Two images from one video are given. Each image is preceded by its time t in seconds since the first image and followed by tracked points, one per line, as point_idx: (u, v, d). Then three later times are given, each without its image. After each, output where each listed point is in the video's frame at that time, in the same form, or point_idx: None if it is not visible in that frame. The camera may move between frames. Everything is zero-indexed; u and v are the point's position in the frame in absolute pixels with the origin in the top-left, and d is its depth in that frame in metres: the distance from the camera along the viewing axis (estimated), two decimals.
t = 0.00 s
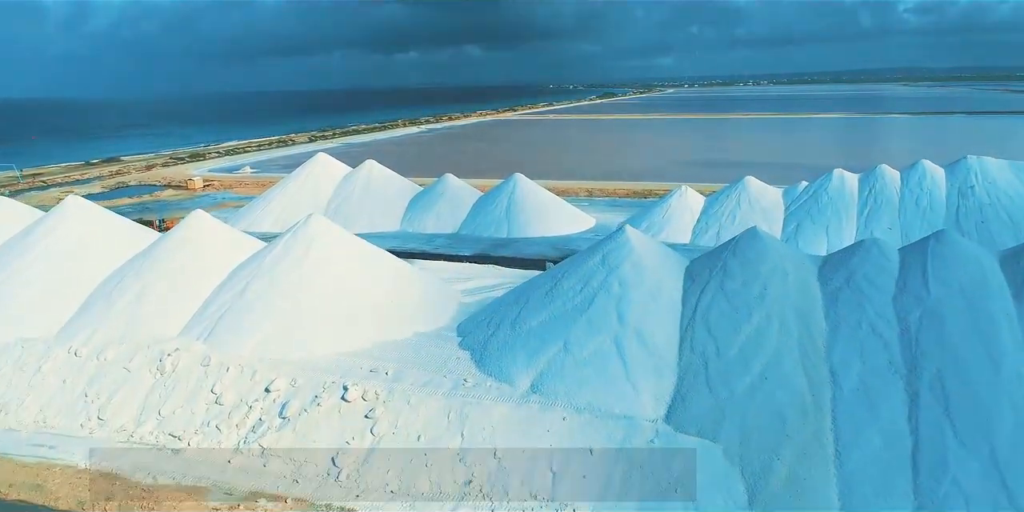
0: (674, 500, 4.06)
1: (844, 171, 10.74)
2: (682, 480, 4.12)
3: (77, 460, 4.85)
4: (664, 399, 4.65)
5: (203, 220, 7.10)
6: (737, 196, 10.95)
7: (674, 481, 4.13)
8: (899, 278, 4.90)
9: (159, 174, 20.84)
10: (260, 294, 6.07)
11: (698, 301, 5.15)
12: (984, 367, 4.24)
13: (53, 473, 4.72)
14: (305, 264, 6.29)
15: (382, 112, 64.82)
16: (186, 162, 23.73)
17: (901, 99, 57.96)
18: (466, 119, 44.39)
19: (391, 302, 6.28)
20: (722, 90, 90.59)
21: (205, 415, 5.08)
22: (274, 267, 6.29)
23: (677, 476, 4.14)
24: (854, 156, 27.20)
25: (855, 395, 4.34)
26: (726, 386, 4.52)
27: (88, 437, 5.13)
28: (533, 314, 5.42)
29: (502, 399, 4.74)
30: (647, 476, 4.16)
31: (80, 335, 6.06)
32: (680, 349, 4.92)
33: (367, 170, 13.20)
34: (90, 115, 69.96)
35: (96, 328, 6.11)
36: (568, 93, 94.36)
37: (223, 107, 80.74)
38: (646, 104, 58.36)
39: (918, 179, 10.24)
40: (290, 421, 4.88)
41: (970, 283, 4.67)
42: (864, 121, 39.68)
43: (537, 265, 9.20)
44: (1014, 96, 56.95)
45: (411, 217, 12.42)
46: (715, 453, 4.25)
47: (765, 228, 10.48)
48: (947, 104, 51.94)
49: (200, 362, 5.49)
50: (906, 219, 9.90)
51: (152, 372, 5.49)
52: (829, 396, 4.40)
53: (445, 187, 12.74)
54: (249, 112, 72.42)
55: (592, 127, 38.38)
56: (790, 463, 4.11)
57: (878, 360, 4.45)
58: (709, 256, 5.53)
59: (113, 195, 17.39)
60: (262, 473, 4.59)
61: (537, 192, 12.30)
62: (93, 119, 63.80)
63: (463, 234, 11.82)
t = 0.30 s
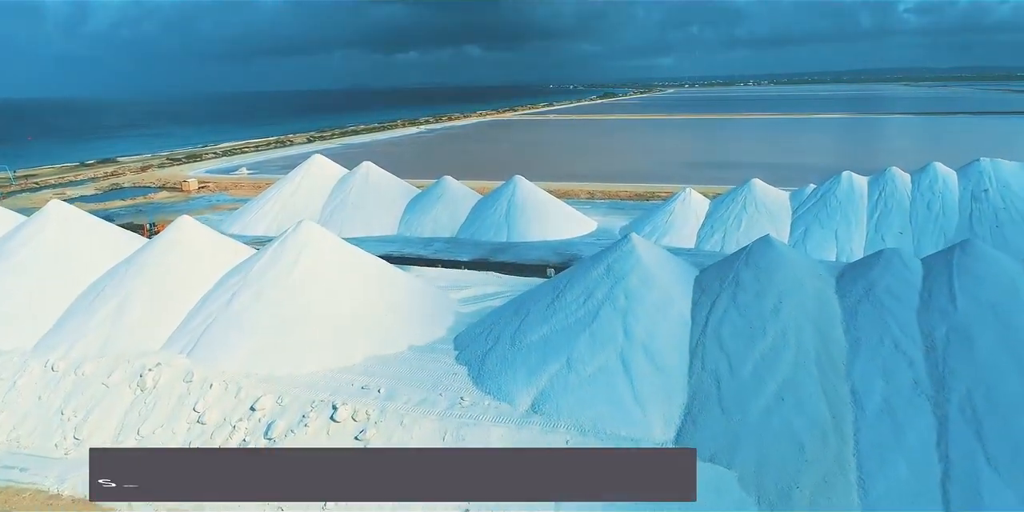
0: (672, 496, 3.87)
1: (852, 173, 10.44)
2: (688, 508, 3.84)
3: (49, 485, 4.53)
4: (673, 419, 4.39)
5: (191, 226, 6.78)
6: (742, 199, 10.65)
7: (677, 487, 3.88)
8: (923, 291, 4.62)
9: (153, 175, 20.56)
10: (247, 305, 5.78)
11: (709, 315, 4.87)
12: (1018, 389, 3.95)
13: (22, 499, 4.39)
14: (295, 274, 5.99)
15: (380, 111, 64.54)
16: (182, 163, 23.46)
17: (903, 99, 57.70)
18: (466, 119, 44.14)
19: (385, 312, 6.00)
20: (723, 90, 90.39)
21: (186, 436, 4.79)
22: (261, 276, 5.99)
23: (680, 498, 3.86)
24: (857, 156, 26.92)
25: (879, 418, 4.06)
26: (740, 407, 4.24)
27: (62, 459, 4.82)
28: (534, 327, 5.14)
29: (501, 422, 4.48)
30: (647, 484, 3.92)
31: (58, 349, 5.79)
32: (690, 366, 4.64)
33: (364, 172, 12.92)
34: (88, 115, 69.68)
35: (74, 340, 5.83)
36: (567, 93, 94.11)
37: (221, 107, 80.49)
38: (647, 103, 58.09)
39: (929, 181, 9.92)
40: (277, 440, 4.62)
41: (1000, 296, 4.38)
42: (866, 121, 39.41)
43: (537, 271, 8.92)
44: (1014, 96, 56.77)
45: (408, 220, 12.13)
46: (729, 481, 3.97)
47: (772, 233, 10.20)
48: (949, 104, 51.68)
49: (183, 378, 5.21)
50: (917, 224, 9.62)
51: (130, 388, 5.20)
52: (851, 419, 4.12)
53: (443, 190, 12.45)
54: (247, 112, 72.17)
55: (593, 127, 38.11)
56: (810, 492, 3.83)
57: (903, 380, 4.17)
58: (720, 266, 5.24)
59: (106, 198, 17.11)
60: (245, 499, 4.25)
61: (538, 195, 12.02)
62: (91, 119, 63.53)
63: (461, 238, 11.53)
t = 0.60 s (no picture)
0: (671, 497, 3.71)
1: (866, 177, 10.08)
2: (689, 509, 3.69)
3: None
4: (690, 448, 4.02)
5: (169, 235, 6.39)
6: (751, 203, 10.26)
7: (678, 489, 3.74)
8: (960, 310, 4.23)
9: (147, 177, 20.18)
10: (229, 320, 5.40)
11: (725, 335, 4.49)
12: None
13: None
14: (280, 288, 5.62)
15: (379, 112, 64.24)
16: (177, 165, 23.08)
17: (904, 99, 57.34)
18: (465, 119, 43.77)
19: (376, 327, 5.62)
20: (723, 90, 90.04)
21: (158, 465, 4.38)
22: (244, 289, 5.61)
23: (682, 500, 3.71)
24: (861, 156, 26.55)
25: (917, 454, 3.68)
26: (762, 438, 3.86)
27: (23, 491, 4.38)
28: (536, 347, 4.75)
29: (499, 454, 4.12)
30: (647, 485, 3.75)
31: (27, 369, 5.45)
32: (706, 392, 4.27)
33: (360, 175, 12.53)
34: (86, 115, 69.30)
35: (43, 359, 5.49)
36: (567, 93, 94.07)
37: (220, 107, 80.20)
38: (647, 104, 57.72)
39: (945, 184, 9.55)
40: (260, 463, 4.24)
41: None
42: (868, 121, 39.13)
43: (538, 280, 8.54)
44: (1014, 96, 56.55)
45: (405, 225, 11.74)
46: None
47: (781, 239, 9.81)
48: (952, 104, 51.31)
49: (156, 401, 4.84)
50: (933, 228, 9.23)
51: (101, 413, 4.81)
52: (885, 453, 3.75)
53: (440, 193, 12.07)
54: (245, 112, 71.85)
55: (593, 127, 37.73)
56: None
57: (941, 410, 3.80)
58: (736, 281, 4.87)
59: (97, 200, 16.74)
60: None
61: (539, 199, 11.64)
62: (89, 119, 63.14)
63: (459, 244, 11.14)
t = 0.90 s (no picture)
0: (668, 495, 3.61)
1: (877, 180, 9.77)
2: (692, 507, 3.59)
3: None
4: (705, 474, 3.74)
5: (150, 242, 6.04)
6: (759, 207, 9.92)
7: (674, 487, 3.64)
8: (998, 332, 3.97)
9: (140, 178, 19.82)
10: (211, 337, 5.15)
11: (743, 357, 4.23)
12: None
13: None
14: (268, 302, 5.36)
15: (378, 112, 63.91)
16: (172, 166, 22.73)
17: (906, 99, 57.05)
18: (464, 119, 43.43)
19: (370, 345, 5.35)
20: (724, 90, 89.75)
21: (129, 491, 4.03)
22: (227, 304, 5.36)
23: (680, 497, 3.62)
24: (864, 157, 26.24)
25: (958, 490, 3.37)
26: (787, 471, 3.56)
27: None
28: (538, 369, 4.48)
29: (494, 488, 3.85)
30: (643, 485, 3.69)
31: None
32: (723, 420, 3.99)
33: (356, 177, 12.18)
34: (83, 116, 68.92)
35: (11, 379, 5.22)
36: (567, 93, 93.72)
37: (218, 108, 79.88)
38: (647, 104, 57.42)
39: (961, 189, 9.25)
40: (250, 479, 4.06)
41: None
42: (869, 121, 38.86)
43: (540, 288, 8.21)
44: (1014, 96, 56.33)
45: (401, 229, 11.40)
46: None
47: (791, 245, 9.47)
48: (953, 104, 51.03)
49: (130, 425, 4.58)
50: (948, 234, 8.92)
51: (71, 437, 4.47)
52: (923, 489, 3.43)
53: (438, 197, 11.73)
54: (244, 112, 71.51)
55: (593, 127, 37.39)
56: None
57: (984, 442, 3.50)
58: (753, 297, 4.65)
59: (89, 203, 16.43)
60: None
61: (540, 203, 11.31)
62: (86, 119, 62.75)
63: (457, 249, 10.80)
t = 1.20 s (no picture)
0: (671, 497, 3.64)
1: (890, 183, 9.45)
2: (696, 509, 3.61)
3: None
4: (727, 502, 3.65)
5: (129, 252, 5.75)
6: (768, 212, 9.61)
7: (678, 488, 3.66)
8: None
9: (134, 180, 19.52)
10: (191, 351, 4.81)
11: (762, 381, 4.16)
12: None
13: None
14: (256, 312, 5.01)
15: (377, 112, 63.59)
16: (167, 167, 22.40)
17: (907, 99, 56.84)
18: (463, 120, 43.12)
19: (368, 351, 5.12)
20: (724, 90, 89.67)
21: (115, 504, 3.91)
22: (208, 317, 5.00)
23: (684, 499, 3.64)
24: (868, 157, 25.92)
25: None
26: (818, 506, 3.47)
27: None
28: (537, 394, 4.36)
29: None
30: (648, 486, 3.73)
31: None
32: (743, 448, 3.90)
33: (353, 180, 11.87)
34: (81, 116, 68.58)
35: None
36: (567, 93, 93.64)
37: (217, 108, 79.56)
38: (647, 104, 57.12)
39: (977, 192, 8.94)
40: (251, 477, 4.07)
41: None
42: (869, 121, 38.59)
43: (541, 297, 7.90)
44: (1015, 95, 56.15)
45: (398, 233, 11.07)
46: None
47: (801, 250, 9.14)
48: (955, 104, 50.77)
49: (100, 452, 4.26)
50: (966, 240, 8.60)
51: (36, 466, 4.18)
52: None
53: (436, 200, 11.40)
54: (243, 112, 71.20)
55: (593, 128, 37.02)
56: None
57: None
58: (769, 315, 4.61)
59: (81, 205, 16.12)
60: None
61: (541, 207, 10.98)
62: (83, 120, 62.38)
63: (456, 254, 10.47)
